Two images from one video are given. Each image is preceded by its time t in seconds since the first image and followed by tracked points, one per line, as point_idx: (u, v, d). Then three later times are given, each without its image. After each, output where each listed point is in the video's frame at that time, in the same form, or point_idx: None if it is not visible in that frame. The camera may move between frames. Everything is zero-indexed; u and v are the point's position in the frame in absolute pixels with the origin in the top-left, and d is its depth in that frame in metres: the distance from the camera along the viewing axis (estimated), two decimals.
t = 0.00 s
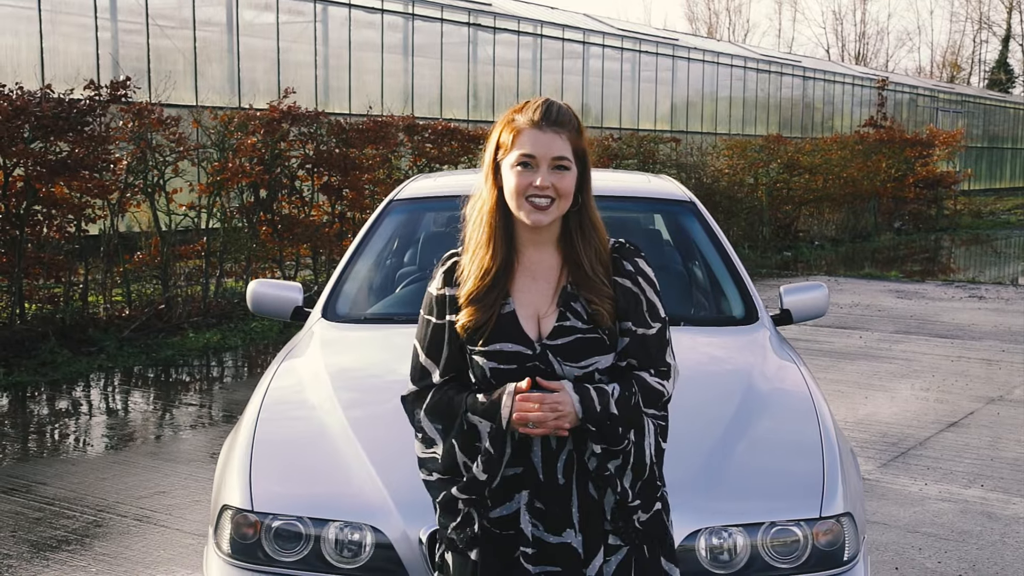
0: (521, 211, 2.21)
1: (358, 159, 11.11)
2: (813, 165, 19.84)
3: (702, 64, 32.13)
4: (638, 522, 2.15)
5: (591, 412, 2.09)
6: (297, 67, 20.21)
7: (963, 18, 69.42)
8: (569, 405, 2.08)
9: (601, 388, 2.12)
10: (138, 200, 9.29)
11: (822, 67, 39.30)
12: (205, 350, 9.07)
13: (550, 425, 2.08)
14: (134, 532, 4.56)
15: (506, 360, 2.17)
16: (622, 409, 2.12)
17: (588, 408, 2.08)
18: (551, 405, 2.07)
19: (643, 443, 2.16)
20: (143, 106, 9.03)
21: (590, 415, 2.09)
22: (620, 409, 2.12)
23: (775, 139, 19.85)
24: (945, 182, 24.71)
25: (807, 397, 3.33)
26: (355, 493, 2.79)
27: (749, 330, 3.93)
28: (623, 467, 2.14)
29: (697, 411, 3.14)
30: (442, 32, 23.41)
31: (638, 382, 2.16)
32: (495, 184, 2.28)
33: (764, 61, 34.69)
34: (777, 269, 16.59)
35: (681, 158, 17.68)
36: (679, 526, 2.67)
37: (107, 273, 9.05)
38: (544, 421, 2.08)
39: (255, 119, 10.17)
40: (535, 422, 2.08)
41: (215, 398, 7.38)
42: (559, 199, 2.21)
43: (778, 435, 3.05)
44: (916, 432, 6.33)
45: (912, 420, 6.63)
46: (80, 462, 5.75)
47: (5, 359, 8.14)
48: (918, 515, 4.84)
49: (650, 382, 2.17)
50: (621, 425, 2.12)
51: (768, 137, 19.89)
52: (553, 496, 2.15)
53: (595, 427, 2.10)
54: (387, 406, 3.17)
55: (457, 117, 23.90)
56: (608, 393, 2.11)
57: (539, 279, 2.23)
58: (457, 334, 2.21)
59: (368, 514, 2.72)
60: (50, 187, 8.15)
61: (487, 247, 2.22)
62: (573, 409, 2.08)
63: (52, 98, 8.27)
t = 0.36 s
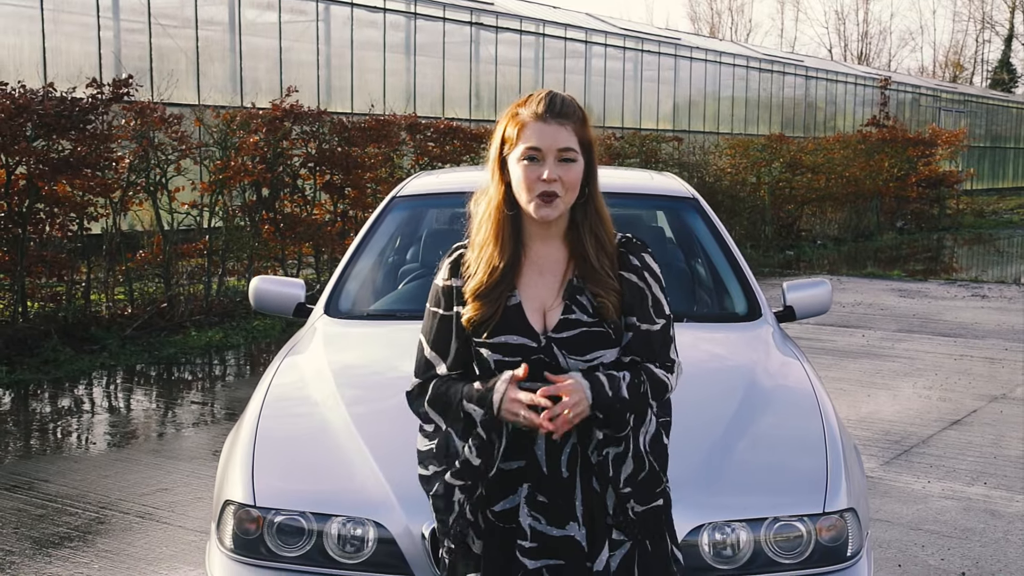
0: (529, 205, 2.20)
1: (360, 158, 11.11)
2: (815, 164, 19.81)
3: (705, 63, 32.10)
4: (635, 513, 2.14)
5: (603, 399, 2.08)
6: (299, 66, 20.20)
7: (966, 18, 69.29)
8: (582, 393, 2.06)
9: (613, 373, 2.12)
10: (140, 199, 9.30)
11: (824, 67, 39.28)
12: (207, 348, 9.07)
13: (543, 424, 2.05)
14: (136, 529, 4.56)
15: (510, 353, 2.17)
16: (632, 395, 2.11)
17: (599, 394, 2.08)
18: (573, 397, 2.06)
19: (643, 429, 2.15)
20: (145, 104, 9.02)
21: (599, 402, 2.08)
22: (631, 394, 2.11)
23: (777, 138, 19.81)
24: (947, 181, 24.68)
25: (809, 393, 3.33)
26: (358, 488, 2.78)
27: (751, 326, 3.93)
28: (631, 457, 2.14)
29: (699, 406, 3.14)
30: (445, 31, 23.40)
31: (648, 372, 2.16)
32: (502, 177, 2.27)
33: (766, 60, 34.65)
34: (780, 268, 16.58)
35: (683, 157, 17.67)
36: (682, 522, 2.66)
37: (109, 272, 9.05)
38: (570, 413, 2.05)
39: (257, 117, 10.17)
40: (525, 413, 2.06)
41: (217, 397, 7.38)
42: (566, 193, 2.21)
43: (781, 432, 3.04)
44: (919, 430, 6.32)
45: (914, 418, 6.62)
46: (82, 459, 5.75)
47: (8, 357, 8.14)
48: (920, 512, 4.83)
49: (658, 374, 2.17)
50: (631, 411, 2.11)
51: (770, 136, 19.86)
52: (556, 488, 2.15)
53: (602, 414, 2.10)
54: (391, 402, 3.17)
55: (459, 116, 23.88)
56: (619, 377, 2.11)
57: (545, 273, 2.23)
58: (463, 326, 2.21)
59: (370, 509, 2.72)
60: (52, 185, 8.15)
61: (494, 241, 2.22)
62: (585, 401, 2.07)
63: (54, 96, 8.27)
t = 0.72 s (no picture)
0: (536, 198, 2.20)
1: (363, 156, 11.11)
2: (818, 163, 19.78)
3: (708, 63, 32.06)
4: (641, 504, 2.14)
5: (637, 375, 2.09)
6: (301, 65, 20.21)
7: (968, 17, 69.23)
8: (618, 364, 2.08)
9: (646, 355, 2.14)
10: (142, 196, 9.31)
11: (827, 66, 39.26)
12: (209, 346, 9.07)
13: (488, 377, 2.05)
14: (138, 525, 4.55)
15: (517, 343, 2.16)
16: (662, 377, 2.14)
17: (634, 370, 2.09)
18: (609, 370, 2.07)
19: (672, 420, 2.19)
20: (148, 102, 9.02)
21: (633, 378, 2.09)
22: (662, 377, 2.14)
23: (780, 137, 19.77)
24: (950, 180, 24.66)
25: (813, 388, 3.32)
26: (360, 481, 2.77)
27: (754, 321, 3.93)
28: (655, 438, 2.15)
29: (701, 401, 3.13)
30: (447, 30, 23.40)
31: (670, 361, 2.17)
32: (509, 169, 2.27)
33: (768, 59, 34.60)
34: (783, 267, 16.57)
35: (686, 156, 17.66)
36: (685, 516, 2.66)
37: (112, 270, 9.06)
38: (602, 382, 2.06)
39: (259, 116, 10.18)
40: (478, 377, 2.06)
41: (220, 394, 7.39)
42: (573, 186, 2.20)
43: (783, 426, 3.03)
44: (922, 427, 6.31)
45: (918, 415, 6.61)
46: (85, 456, 5.75)
47: (10, 354, 8.14)
48: (924, 509, 4.82)
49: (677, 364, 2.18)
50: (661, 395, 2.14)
51: (773, 135, 19.82)
52: (558, 481, 2.14)
53: (636, 392, 2.10)
54: (393, 398, 3.15)
55: (462, 116, 23.88)
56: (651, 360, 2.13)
57: (553, 265, 2.22)
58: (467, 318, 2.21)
59: (373, 503, 2.71)
60: (55, 183, 8.15)
61: (501, 232, 2.21)
62: (619, 369, 2.08)
63: (57, 94, 8.26)
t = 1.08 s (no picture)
0: (538, 186, 2.20)
1: (364, 154, 11.11)
2: (820, 162, 19.75)
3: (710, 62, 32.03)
4: (648, 494, 2.14)
5: (626, 374, 2.07)
6: (303, 64, 20.22)
7: (971, 17, 69.18)
8: (608, 365, 2.06)
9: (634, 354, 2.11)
10: (144, 194, 9.30)
11: (829, 66, 39.24)
12: (211, 344, 9.07)
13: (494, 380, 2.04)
14: (140, 521, 4.55)
15: (521, 336, 2.16)
16: (658, 379, 2.12)
17: (624, 370, 2.07)
18: (598, 371, 2.05)
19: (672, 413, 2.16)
20: (150, 99, 9.01)
21: (624, 378, 2.07)
22: (657, 378, 2.12)
23: (782, 136, 19.73)
24: (952, 179, 24.65)
25: (816, 384, 3.30)
26: (361, 475, 2.76)
27: (757, 316, 3.92)
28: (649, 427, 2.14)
29: (704, 396, 3.11)
30: (449, 29, 23.41)
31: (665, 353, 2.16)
32: (511, 158, 2.27)
33: (771, 58, 34.59)
34: (785, 266, 16.55)
35: (688, 155, 17.67)
36: (688, 510, 2.64)
37: (114, 268, 9.06)
38: (592, 382, 2.04)
39: (261, 114, 10.18)
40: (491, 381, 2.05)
41: (222, 392, 7.38)
42: (575, 175, 2.20)
43: (786, 420, 3.01)
44: (925, 424, 6.30)
45: (920, 413, 6.60)
46: (87, 453, 5.75)
47: (12, 352, 8.14)
48: (927, 505, 4.81)
49: (675, 359, 2.17)
50: (657, 395, 2.11)
51: (776, 133, 19.79)
52: (558, 471, 2.13)
53: (626, 393, 2.09)
54: (395, 393, 3.13)
55: (464, 115, 23.88)
56: (642, 359, 2.11)
57: (556, 256, 2.21)
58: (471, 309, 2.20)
59: (375, 496, 2.70)
60: (57, 180, 8.15)
61: (503, 222, 2.21)
62: (610, 370, 2.06)
63: (59, 92, 8.26)
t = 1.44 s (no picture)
0: (537, 177, 2.18)
1: (366, 153, 11.11)
2: (822, 161, 19.72)
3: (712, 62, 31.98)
4: (658, 490, 2.15)
5: (627, 369, 2.07)
6: (306, 62, 20.21)
7: (973, 16, 69.11)
8: (608, 362, 2.06)
9: (636, 348, 2.11)
10: (146, 192, 9.29)
11: (831, 65, 39.22)
12: (213, 342, 9.07)
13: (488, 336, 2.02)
14: (141, 518, 4.55)
15: (524, 332, 2.15)
16: (659, 372, 2.12)
17: (625, 366, 2.07)
18: (598, 370, 2.05)
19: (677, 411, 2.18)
20: (151, 98, 9.02)
21: (626, 373, 2.07)
22: (659, 372, 2.11)
23: (784, 135, 19.70)
24: (954, 179, 24.64)
25: (819, 380, 3.29)
26: (363, 471, 2.76)
27: (759, 312, 3.91)
28: (652, 429, 2.13)
29: (706, 391, 3.11)
30: (450, 28, 23.40)
31: (667, 349, 2.16)
32: (512, 149, 2.26)
33: (773, 58, 34.58)
34: (788, 265, 16.54)
35: (690, 154, 17.66)
36: (689, 504, 2.64)
37: (115, 267, 9.05)
38: (592, 380, 2.04)
39: (263, 112, 10.18)
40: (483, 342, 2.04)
41: (223, 389, 7.39)
42: (574, 164, 2.19)
43: (787, 416, 3.01)
44: (928, 422, 6.29)
45: (922, 410, 6.60)
46: (88, 450, 5.75)
47: (13, 350, 8.14)
48: (929, 502, 4.80)
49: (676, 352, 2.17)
50: (661, 387, 2.12)
51: (777, 132, 19.75)
52: (567, 468, 2.13)
53: (630, 387, 2.09)
54: (396, 389, 3.12)
55: (466, 114, 23.88)
56: (643, 353, 2.10)
57: (557, 252, 2.21)
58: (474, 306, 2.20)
59: (375, 491, 2.70)
60: (59, 178, 8.14)
61: (504, 216, 2.21)
62: (610, 366, 2.06)
63: (61, 90, 8.27)
